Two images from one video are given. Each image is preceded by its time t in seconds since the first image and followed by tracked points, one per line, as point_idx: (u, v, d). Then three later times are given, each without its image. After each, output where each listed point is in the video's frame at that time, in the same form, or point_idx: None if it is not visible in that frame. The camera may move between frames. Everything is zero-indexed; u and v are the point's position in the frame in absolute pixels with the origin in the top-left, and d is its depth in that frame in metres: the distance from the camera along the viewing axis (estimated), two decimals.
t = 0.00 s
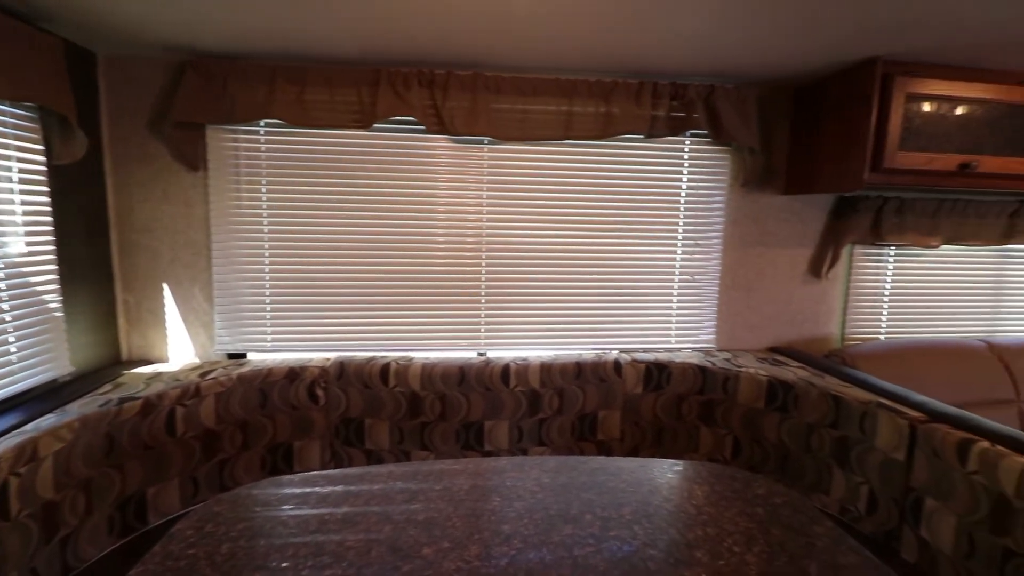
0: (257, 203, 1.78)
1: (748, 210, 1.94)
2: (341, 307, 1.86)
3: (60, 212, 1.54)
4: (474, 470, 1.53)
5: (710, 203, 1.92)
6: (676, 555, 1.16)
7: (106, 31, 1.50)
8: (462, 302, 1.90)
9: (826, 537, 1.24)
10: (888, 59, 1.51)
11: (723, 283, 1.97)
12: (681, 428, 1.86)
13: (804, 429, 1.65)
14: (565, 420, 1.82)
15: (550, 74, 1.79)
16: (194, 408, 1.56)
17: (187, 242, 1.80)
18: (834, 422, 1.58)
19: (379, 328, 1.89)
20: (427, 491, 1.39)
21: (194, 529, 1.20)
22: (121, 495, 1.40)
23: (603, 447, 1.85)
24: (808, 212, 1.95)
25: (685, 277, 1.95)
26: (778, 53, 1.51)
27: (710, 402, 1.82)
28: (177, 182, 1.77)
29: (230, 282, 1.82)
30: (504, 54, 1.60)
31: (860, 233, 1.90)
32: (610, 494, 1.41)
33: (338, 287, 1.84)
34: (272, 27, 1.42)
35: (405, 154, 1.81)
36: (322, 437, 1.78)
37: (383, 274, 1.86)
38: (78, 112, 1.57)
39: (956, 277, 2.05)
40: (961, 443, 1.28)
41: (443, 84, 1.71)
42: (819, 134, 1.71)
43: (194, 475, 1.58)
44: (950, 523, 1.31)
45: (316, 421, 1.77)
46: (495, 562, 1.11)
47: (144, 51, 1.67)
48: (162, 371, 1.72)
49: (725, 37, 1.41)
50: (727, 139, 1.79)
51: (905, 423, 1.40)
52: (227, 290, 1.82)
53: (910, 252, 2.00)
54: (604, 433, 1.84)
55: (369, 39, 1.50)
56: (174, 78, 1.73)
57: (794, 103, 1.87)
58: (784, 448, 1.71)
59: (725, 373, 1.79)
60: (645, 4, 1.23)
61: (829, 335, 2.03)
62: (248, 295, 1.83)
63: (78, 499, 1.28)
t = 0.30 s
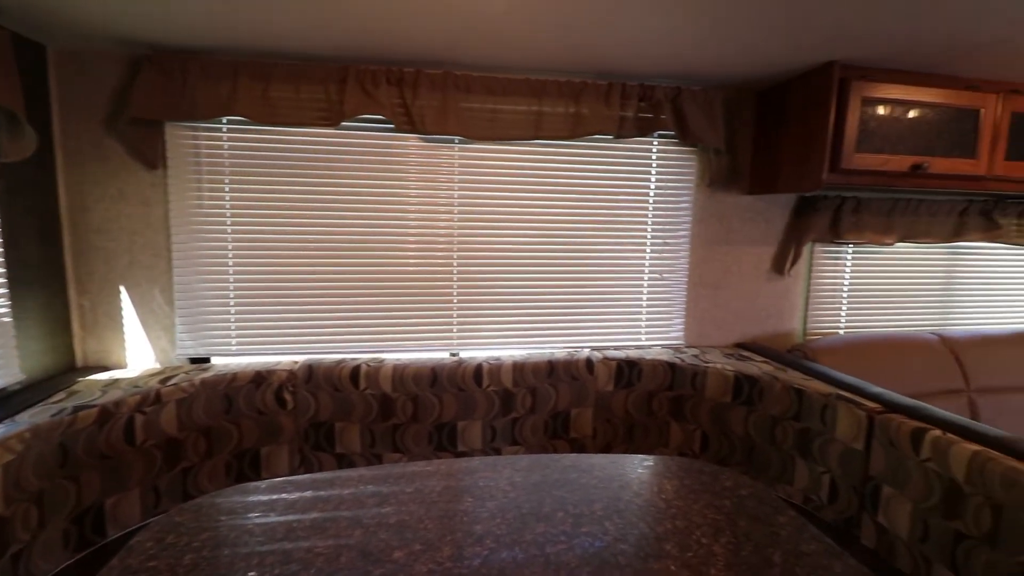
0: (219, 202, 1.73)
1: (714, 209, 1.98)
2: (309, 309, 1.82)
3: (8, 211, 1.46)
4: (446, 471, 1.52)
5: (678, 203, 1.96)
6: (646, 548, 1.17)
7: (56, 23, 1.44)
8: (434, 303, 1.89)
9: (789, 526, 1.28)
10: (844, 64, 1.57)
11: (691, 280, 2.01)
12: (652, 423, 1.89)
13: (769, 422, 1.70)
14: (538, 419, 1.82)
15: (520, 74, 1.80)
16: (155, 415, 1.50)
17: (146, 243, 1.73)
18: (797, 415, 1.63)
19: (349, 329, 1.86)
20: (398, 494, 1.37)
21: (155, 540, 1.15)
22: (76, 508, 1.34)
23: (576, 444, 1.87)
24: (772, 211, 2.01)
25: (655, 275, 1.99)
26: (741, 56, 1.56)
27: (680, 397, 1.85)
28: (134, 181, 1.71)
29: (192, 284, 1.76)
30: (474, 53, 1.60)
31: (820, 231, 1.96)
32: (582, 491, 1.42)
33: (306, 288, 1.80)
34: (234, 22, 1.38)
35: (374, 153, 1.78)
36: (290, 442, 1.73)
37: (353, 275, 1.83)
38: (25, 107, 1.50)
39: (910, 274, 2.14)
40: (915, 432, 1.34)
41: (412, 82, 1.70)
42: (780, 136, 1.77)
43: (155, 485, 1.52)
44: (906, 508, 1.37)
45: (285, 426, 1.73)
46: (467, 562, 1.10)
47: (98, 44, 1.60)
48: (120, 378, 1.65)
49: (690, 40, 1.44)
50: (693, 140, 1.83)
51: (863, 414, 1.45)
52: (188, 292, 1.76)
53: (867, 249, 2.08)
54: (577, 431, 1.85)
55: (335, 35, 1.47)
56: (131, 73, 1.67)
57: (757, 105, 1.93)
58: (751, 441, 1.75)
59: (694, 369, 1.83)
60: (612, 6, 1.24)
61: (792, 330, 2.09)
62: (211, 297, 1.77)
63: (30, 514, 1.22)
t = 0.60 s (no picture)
0: (188, 202, 1.68)
1: (688, 210, 2.02)
2: (281, 310, 1.78)
3: None
4: (423, 473, 1.50)
5: (653, 203, 1.99)
6: (622, 544, 1.18)
7: (12, 15, 1.38)
8: (410, 303, 1.87)
9: (760, 518, 1.31)
10: (810, 68, 1.62)
11: (666, 279, 2.04)
12: (628, 420, 1.91)
13: (741, 417, 1.73)
14: (516, 418, 1.82)
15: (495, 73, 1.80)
16: (120, 422, 1.44)
17: (109, 244, 1.67)
18: (768, 409, 1.67)
19: (324, 331, 1.83)
20: (373, 497, 1.36)
21: (120, 550, 1.11)
22: (37, 519, 1.27)
23: (554, 443, 1.87)
24: (743, 211, 2.05)
25: (630, 274, 2.01)
26: (712, 59, 1.59)
27: (655, 394, 1.88)
28: (97, 180, 1.65)
29: (159, 286, 1.71)
30: (449, 51, 1.59)
31: (789, 231, 2.02)
32: (559, 489, 1.42)
33: (279, 289, 1.77)
34: (201, 15, 1.35)
35: (348, 151, 1.76)
36: (264, 446, 1.70)
37: (327, 275, 1.80)
38: None
39: (875, 271, 2.22)
40: (879, 425, 1.39)
41: (386, 81, 1.68)
42: (750, 137, 1.81)
43: (122, 494, 1.46)
44: (871, 498, 1.41)
45: (257, 430, 1.69)
46: (444, 563, 1.09)
47: (57, 37, 1.54)
48: (82, 384, 1.59)
49: (662, 42, 1.46)
50: (667, 141, 1.86)
51: (830, 408, 1.50)
52: (155, 295, 1.71)
53: (834, 248, 2.15)
54: (554, 429, 1.86)
55: (306, 31, 1.45)
56: (93, 67, 1.61)
57: (728, 107, 1.97)
58: (724, 436, 1.79)
59: (669, 366, 1.86)
60: (585, 8, 1.25)
61: (763, 327, 2.14)
62: (179, 299, 1.72)
63: None
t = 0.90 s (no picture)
0: (159, 202, 1.64)
1: (666, 209, 2.04)
2: (258, 312, 1.75)
3: None
4: (404, 474, 1.49)
5: (632, 202, 2.01)
6: (603, 541, 1.19)
7: None
8: (390, 304, 1.85)
9: (738, 511, 1.33)
10: (783, 69, 1.65)
11: (646, 278, 2.06)
12: (610, 418, 1.92)
13: (719, 412, 1.76)
14: (498, 418, 1.82)
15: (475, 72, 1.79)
16: (91, 429, 1.38)
17: (77, 245, 1.62)
18: (745, 404, 1.69)
19: (302, 333, 1.80)
20: (353, 500, 1.34)
21: (91, 561, 1.07)
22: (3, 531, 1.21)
23: (536, 442, 1.88)
24: (720, 210, 2.09)
25: (611, 273, 2.03)
26: (688, 59, 1.61)
27: (635, 392, 1.90)
28: (63, 179, 1.59)
29: (130, 288, 1.66)
30: (427, 50, 1.58)
31: (764, 229, 2.06)
32: (540, 487, 1.43)
33: (255, 291, 1.74)
34: (171, 10, 1.31)
35: (326, 150, 1.74)
36: (241, 451, 1.67)
37: (305, 276, 1.77)
38: None
39: (847, 269, 2.28)
40: (852, 418, 1.42)
41: (363, 78, 1.67)
42: (726, 137, 1.84)
43: (93, 503, 1.40)
44: (845, 490, 1.45)
45: (234, 434, 1.65)
46: (425, 564, 1.09)
47: (19, 31, 1.49)
48: (49, 390, 1.53)
49: (639, 43, 1.48)
50: (645, 141, 1.88)
51: (805, 402, 1.53)
52: (126, 298, 1.66)
53: (808, 246, 2.19)
54: (536, 428, 1.86)
55: (281, 27, 1.42)
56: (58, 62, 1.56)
57: (704, 107, 2.00)
58: (703, 431, 1.81)
59: (649, 363, 1.88)
60: (562, 8, 1.26)
61: (741, 324, 2.18)
62: (151, 302, 1.67)
63: None
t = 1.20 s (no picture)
0: (124, 201, 1.59)
1: (641, 209, 2.06)
2: (228, 314, 1.71)
3: None
4: (380, 477, 1.48)
5: (607, 202, 2.03)
6: (579, 538, 1.20)
7: None
8: (366, 304, 1.83)
9: (711, 505, 1.36)
10: (753, 72, 1.69)
11: (622, 277, 2.08)
12: (587, 416, 1.93)
13: (693, 408, 1.79)
14: (476, 418, 1.81)
15: (450, 71, 1.78)
16: (51, 438, 1.32)
17: (34, 246, 1.55)
18: (718, 400, 1.73)
19: (275, 335, 1.77)
20: (328, 504, 1.32)
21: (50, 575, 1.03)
22: None
23: (514, 441, 1.88)
24: (693, 210, 2.13)
25: (587, 272, 2.04)
26: (661, 61, 1.63)
27: (612, 389, 1.91)
28: (19, 177, 1.52)
29: (92, 291, 1.60)
30: (401, 48, 1.57)
31: (735, 229, 2.10)
32: (517, 486, 1.43)
33: (225, 292, 1.70)
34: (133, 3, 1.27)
35: (299, 149, 1.70)
36: (211, 457, 1.62)
37: (277, 277, 1.74)
38: None
39: (815, 266, 2.35)
40: (819, 411, 1.46)
41: (337, 76, 1.64)
42: (699, 138, 1.87)
43: (54, 514, 1.34)
44: (813, 482, 1.49)
45: (204, 440, 1.61)
46: (401, 567, 1.07)
47: None
48: (5, 398, 1.46)
49: (613, 44, 1.49)
50: (620, 142, 1.90)
51: (775, 396, 1.56)
52: (88, 301, 1.60)
53: (778, 245, 2.25)
54: (514, 428, 1.86)
55: (250, 22, 1.39)
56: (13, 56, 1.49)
57: (677, 109, 2.03)
58: (678, 427, 1.84)
59: (624, 361, 1.90)
60: (536, 8, 1.26)
61: (714, 322, 2.22)
62: (116, 305, 1.62)
63: None
